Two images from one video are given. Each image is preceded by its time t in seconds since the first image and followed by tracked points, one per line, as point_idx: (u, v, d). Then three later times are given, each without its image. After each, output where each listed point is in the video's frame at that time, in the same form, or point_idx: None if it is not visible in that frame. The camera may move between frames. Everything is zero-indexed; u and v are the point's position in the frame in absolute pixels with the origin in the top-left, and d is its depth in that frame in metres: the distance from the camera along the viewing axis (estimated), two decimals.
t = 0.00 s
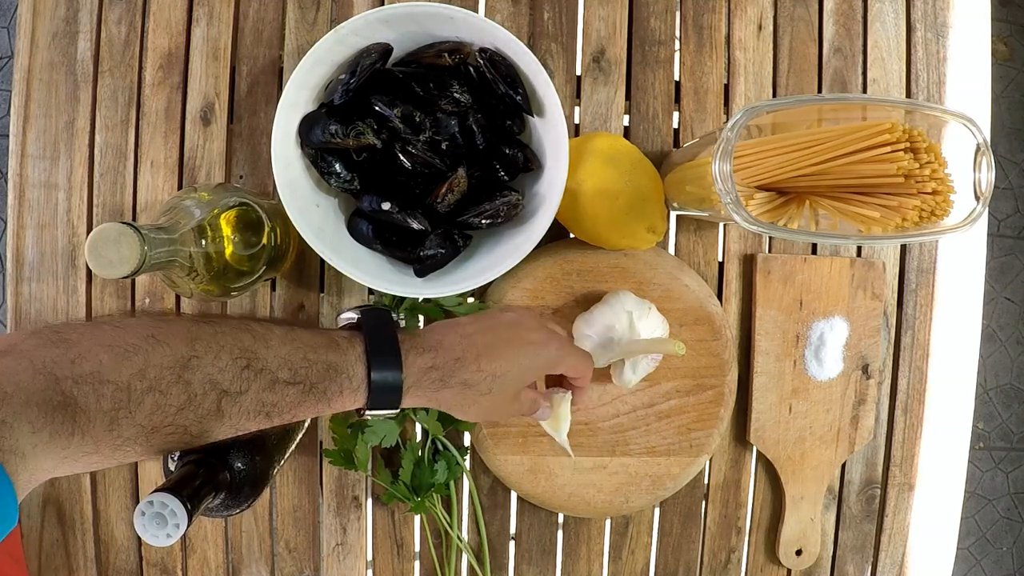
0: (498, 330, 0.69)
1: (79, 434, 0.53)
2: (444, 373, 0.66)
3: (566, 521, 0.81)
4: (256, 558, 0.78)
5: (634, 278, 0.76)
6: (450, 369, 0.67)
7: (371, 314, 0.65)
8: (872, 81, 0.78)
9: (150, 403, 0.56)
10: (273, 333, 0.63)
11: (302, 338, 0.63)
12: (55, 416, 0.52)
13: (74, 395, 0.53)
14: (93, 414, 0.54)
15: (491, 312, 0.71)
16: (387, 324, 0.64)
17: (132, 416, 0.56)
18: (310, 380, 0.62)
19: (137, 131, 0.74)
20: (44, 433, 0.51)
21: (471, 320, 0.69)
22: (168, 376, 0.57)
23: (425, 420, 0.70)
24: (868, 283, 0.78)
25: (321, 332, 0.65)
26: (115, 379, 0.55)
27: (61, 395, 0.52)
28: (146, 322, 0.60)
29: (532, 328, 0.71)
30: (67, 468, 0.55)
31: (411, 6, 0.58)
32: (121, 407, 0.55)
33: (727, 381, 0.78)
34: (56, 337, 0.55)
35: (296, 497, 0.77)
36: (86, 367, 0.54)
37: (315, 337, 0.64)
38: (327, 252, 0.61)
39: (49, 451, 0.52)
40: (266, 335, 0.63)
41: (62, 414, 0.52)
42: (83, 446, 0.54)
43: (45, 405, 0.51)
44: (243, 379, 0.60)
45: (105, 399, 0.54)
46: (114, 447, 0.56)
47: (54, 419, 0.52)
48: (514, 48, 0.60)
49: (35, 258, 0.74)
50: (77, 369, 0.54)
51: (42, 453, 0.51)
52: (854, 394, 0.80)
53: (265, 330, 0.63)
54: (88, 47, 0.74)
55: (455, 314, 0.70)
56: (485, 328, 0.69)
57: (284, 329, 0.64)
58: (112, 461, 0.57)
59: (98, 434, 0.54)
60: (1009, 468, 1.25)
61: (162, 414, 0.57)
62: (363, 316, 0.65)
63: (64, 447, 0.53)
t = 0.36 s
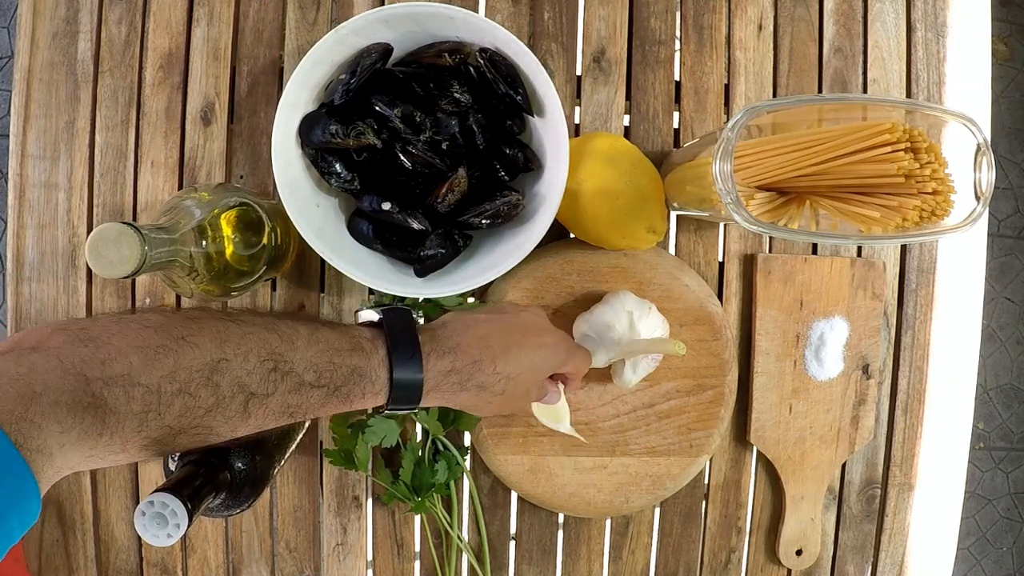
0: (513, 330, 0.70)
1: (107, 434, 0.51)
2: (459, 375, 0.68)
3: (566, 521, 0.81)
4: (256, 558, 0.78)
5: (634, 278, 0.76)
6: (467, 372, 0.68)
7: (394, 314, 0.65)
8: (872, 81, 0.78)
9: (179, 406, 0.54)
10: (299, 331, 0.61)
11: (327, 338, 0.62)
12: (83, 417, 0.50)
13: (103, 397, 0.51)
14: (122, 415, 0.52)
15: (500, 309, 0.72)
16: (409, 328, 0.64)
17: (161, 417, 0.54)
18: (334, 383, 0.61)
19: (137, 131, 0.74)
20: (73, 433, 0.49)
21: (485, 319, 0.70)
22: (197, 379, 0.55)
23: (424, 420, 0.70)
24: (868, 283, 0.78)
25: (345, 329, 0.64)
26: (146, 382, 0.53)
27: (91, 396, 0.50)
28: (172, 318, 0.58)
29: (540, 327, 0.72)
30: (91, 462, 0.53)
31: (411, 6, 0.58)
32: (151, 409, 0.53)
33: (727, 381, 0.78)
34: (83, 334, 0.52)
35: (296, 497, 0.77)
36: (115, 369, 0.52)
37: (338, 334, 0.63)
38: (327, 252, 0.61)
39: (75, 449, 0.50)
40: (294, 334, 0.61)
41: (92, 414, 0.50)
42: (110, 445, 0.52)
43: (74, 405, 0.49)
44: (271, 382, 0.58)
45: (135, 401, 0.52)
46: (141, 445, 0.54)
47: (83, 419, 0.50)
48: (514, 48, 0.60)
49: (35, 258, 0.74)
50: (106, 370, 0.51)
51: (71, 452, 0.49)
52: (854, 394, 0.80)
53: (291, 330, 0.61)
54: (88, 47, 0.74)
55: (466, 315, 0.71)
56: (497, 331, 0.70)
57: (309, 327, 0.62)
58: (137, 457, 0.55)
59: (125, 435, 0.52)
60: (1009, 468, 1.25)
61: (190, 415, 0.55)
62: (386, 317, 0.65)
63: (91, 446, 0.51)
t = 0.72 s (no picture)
0: (520, 333, 0.71)
1: (133, 457, 0.51)
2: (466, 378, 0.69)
3: (566, 521, 0.81)
4: (256, 558, 0.78)
5: (633, 278, 0.76)
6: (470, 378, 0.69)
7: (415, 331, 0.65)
8: (872, 81, 0.78)
9: (206, 432, 0.54)
10: (323, 352, 0.61)
11: (349, 365, 0.62)
12: (112, 443, 0.49)
13: (135, 425, 0.50)
14: (152, 440, 0.51)
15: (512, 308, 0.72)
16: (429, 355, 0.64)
17: (187, 442, 0.53)
18: (347, 408, 0.62)
19: (138, 131, 0.74)
20: (101, 456, 0.49)
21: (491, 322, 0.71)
22: (225, 405, 0.55)
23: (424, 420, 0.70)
24: (868, 283, 0.78)
25: (366, 346, 0.64)
26: (177, 411, 0.52)
27: (121, 424, 0.49)
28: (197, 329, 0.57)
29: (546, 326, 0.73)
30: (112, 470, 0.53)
31: (411, 6, 0.58)
32: (178, 437, 0.52)
33: (727, 381, 0.78)
34: (114, 355, 0.51)
35: (296, 497, 0.77)
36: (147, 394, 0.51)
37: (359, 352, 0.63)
38: (327, 252, 0.61)
39: (102, 467, 0.50)
40: (321, 357, 0.61)
41: (120, 441, 0.50)
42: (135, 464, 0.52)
43: (104, 432, 0.49)
44: (292, 408, 0.59)
45: (165, 429, 0.52)
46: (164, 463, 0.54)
47: (112, 444, 0.49)
48: (514, 48, 0.60)
49: (35, 258, 0.74)
50: (139, 399, 0.50)
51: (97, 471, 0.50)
52: (854, 394, 0.80)
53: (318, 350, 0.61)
54: (88, 47, 0.74)
55: (478, 311, 0.71)
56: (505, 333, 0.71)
57: (334, 347, 0.62)
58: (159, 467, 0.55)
59: (151, 459, 0.52)
60: (1009, 468, 1.25)
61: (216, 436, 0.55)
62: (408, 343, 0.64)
63: (117, 464, 0.51)
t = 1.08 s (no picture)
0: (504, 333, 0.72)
1: (113, 468, 0.51)
2: (453, 375, 0.70)
3: (566, 521, 0.81)
4: (256, 558, 0.78)
5: (633, 279, 0.76)
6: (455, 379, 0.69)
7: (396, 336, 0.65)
8: (872, 81, 0.78)
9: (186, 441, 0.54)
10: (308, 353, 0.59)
11: (334, 368, 0.61)
12: (92, 457, 0.49)
13: (114, 440, 0.50)
14: (132, 452, 0.51)
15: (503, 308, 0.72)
16: (413, 359, 0.64)
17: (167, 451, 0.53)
18: (329, 408, 0.62)
19: (137, 131, 0.74)
20: (80, 468, 0.49)
21: (488, 323, 0.71)
22: (208, 417, 0.54)
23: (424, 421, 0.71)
24: (868, 283, 0.78)
25: (353, 346, 0.63)
26: (158, 426, 0.52)
27: (100, 441, 0.49)
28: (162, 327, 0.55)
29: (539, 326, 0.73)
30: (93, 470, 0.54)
31: (412, 6, 0.58)
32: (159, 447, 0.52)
33: (727, 381, 0.78)
34: (94, 369, 0.49)
35: (296, 497, 0.77)
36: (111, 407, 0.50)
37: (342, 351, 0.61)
38: (327, 252, 0.61)
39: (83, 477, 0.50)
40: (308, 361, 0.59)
41: (100, 456, 0.49)
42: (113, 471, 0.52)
43: (83, 450, 0.48)
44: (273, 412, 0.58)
45: (145, 441, 0.52)
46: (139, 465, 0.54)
47: (92, 461, 0.49)
48: (514, 48, 0.60)
49: (35, 258, 0.74)
50: (121, 416, 0.50)
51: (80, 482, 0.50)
52: (854, 394, 0.79)
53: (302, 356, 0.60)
54: (88, 47, 0.74)
55: (473, 312, 0.70)
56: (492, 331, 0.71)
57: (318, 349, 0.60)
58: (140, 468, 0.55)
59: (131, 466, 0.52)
60: (1009, 468, 1.25)
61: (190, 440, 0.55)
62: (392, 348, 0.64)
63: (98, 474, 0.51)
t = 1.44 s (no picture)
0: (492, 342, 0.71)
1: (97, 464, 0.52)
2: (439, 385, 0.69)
3: (566, 521, 0.81)
4: (255, 558, 0.78)
5: (634, 279, 0.76)
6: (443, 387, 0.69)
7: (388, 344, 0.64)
8: (872, 81, 0.78)
9: (170, 440, 0.54)
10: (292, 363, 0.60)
11: (318, 373, 0.61)
12: (77, 453, 0.50)
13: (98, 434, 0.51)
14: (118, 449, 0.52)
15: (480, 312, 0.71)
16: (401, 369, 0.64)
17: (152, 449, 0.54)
18: (312, 415, 0.62)
19: (137, 131, 0.74)
20: (66, 465, 0.50)
21: (475, 336, 0.70)
22: (192, 416, 0.54)
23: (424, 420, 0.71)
24: (868, 283, 0.78)
25: (339, 353, 0.63)
26: (142, 423, 0.52)
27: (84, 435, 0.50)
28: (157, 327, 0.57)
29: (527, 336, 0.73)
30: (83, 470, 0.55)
31: (412, 6, 0.58)
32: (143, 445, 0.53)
33: (727, 381, 0.78)
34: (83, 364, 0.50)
35: (296, 497, 0.77)
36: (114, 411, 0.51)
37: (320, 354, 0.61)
38: (327, 252, 0.61)
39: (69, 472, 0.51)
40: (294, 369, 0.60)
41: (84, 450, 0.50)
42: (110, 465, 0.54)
43: (68, 442, 0.49)
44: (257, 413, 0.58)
45: (130, 438, 0.52)
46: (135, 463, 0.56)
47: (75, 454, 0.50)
48: (513, 48, 0.60)
49: (35, 258, 0.74)
50: (104, 411, 0.51)
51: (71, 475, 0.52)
52: (854, 394, 0.79)
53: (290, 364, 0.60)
54: (88, 47, 0.74)
55: (462, 323, 0.70)
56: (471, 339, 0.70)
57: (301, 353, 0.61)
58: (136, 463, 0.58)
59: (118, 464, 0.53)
60: (1009, 468, 1.25)
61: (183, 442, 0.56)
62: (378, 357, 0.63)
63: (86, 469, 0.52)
